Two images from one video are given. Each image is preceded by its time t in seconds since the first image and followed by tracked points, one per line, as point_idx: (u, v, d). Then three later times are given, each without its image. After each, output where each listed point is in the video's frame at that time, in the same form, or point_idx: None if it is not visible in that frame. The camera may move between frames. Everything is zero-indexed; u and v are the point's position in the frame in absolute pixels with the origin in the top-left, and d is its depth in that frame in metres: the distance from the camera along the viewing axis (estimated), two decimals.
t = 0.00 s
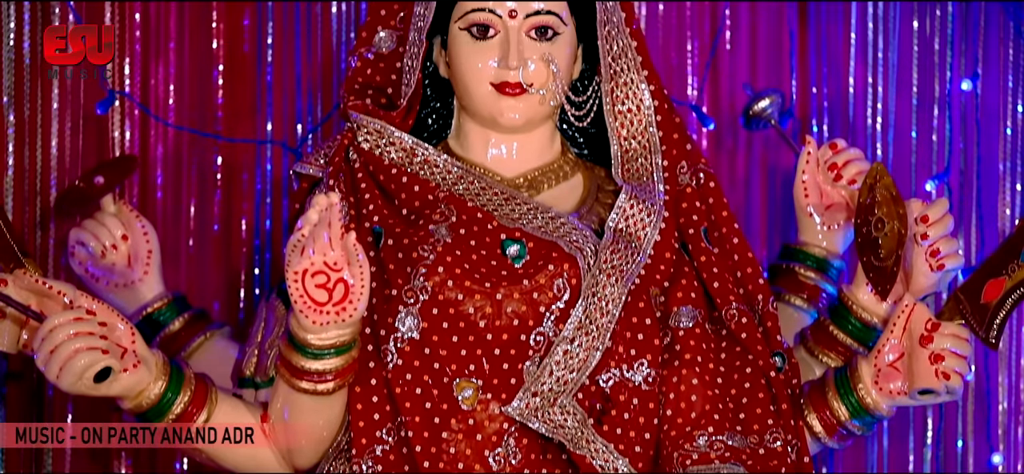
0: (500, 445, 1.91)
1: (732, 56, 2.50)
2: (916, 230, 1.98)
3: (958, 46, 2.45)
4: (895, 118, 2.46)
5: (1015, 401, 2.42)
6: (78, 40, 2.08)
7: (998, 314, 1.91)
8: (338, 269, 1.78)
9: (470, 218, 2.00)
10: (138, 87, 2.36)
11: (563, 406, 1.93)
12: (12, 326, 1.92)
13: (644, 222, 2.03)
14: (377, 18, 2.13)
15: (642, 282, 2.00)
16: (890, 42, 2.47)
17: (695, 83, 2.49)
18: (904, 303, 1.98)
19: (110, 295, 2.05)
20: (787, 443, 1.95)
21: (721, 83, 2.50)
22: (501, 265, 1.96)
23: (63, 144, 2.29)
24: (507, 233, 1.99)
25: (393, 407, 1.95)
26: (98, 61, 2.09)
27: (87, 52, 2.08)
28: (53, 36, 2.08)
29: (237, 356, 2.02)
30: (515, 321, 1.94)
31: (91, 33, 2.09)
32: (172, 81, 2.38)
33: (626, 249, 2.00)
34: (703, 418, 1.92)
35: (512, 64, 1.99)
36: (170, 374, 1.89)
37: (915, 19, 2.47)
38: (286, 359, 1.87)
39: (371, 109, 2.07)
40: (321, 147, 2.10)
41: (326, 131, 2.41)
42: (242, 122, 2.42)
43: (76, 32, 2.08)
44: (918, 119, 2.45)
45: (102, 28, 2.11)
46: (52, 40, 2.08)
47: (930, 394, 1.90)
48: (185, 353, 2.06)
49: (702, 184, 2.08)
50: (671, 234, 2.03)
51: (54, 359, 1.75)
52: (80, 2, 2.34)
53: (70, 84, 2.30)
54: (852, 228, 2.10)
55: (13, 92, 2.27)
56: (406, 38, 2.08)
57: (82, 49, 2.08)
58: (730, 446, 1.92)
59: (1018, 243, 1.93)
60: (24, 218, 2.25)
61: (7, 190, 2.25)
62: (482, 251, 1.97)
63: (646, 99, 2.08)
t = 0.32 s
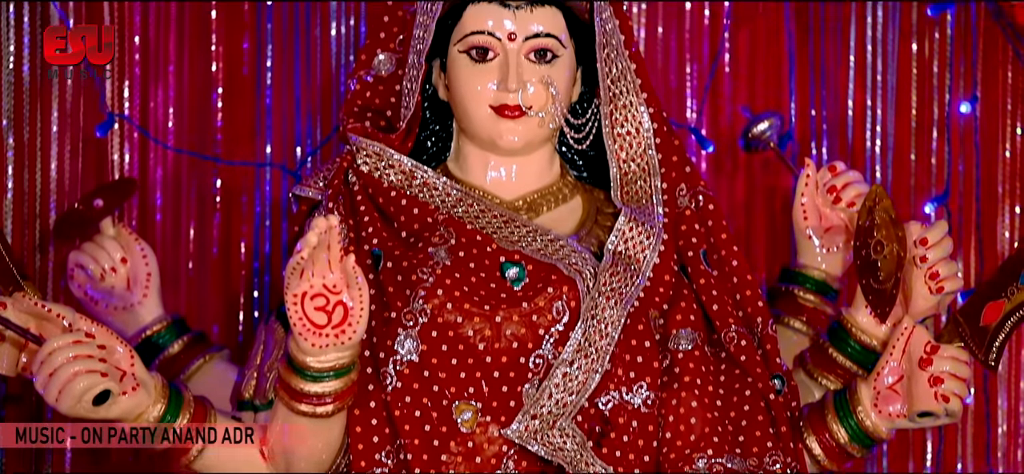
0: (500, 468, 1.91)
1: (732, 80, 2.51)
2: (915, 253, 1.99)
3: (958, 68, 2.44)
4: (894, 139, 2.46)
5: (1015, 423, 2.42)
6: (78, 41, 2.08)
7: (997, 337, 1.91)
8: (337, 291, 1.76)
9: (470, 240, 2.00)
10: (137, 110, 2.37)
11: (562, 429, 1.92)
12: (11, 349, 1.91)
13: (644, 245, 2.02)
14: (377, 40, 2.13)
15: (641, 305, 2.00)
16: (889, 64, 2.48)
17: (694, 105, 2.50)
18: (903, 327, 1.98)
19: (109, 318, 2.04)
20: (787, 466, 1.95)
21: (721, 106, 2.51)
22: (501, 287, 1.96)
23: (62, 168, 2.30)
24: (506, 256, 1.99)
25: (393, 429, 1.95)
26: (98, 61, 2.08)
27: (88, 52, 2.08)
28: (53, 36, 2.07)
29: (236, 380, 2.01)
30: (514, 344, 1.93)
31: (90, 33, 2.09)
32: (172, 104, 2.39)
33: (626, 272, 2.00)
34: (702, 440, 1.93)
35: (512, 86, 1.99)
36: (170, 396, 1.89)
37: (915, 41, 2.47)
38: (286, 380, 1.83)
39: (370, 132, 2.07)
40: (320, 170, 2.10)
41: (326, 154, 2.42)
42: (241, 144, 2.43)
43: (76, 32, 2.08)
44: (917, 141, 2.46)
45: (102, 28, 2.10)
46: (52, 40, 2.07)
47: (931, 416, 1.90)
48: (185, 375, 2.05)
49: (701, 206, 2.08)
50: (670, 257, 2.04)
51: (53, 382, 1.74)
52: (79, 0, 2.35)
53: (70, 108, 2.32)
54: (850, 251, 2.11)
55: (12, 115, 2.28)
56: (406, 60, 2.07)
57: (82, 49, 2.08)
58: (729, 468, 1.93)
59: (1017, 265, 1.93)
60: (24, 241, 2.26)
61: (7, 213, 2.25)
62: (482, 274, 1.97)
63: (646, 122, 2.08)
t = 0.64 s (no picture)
0: None
1: (731, 103, 2.52)
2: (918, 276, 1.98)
3: (958, 91, 2.44)
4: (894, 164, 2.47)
5: (1016, 447, 2.42)
6: (79, 40, 2.12)
7: (999, 361, 1.90)
8: (337, 316, 1.74)
9: (470, 264, 2.00)
10: (138, 134, 2.38)
11: (563, 454, 1.92)
12: (12, 374, 1.89)
13: (645, 268, 2.03)
14: (377, 65, 2.12)
15: (642, 329, 1.99)
16: (890, 88, 2.48)
17: (694, 129, 2.51)
18: (904, 350, 1.97)
19: (111, 342, 2.05)
20: None
21: (721, 129, 2.52)
22: (501, 311, 1.96)
23: (63, 192, 2.31)
24: (507, 279, 1.99)
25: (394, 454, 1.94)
26: (97, 61, 2.12)
27: (87, 52, 2.11)
28: (55, 36, 2.12)
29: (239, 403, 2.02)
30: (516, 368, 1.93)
31: (90, 33, 2.12)
32: (172, 128, 2.40)
33: (627, 296, 2.00)
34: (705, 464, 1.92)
35: (512, 110, 1.99)
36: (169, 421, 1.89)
37: (915, 65, 2.47)
38: (287, 403, 1.80)
39: (371, 155, 2.08)
40: (321, 193, 2.10)
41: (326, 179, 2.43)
42: (241, 170, 2.44)
43: (77, 32, 2.12)
44: (918, 167, 2.46)
45: (102, 29, 2.14)
46: (53, 40, 2.12)
47: (932, 440, 1.89)
48: (186, 400, 2.05)
49: (702, 230, 2.09)
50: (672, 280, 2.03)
51: (54, 408, 1.73)
52: (80, 1, 2.37)
53: (71, 133, 2.33)
54: (853, 274, 2.10)
55: (13, 140, 2.29)
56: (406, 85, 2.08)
57: (82, 48, 2.11)
58: None
59: (1019, 289, 1.92)
60: (25, 265, 2.27)
61: (8, 237, 2.27)
62: (482, 297, 1.97)
63: (646, 145, 2.07)
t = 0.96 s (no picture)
0: None
1: (732, 127, 2.53)
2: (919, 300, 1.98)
3: (959, 115, 2.45)
4: (896, 187, 2.48)
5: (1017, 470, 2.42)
6: (78, 40, 2.11)
7: (1000, 384, 1.90)
8: (338, 340, 1.74)
9: (472, 287, 1.99)
10: (139, 158, 2.38)
11: None
12: (13, 398, 1.86)
13: (646, 292, 2.02)
14: (378, 88, 2.12)
15: (643, 352, 1.99)
16: (890, 112, 2.48)
17: (695, 153, 2.53)
18: (905, 373, 1.96)
19: (112, 366, 2.05)
20: None
21: (722, 154, 2.54)
22: (502, 336, 1.95)
23: (64, 216, 2.32)
24: (509, 303, 1.99)
25: None
26: (98, 61, 2.12)
27: (87, 52, 2.11)
28: (54, 36, 2.11)
29: (240, 427, 2.02)
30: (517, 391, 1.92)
31: (90, 33, 2.12)
32: (173, 153, 2.41)
33: (628, 320, 1.99)
34: None
35: (513, 133, 2.00)
36: (171, 445, 1.88)
37: (916, 88, 2.47)
38: (289, 427, 1.79)
39: (372, 179, 2.08)
40: (321, 217, 2.10)
41: (326, 203, 2.45)
42: (242, 194, 2.45)
43: (76, 32, 2.11)
44: (919, 190, 2.47)
45: (102, 28, 2.13)
46: (53, 40, 2.11)
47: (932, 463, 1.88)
48: (186, 424, 2.06)
49: (702, 253, 2.09)
50: (672, 305, 2.03)
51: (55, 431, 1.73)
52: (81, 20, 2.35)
53: (71, 157, 2.34)
54: (853, 300, 2.13)
55: (14, 164, 2.30)
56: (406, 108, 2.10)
57: (82, 49, 2.11)
58: None
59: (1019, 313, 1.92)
60: (27, 289, 2.28)
61: (9, 262, 2.29)
62: (483, 321, 1.96)
63: (647, 169, 2.07)
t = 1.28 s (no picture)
0: None
1: (732, 149, 2.54)
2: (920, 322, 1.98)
3: (959, 138, 2.45)
4: (895, 210, 2.48)
5: None
6: (77, 41, 2.22)
7: (1000, 407, 1.90)
8: (337, 363, 1.73)
9: (471, 310, 2.00)
10: (139, 182, 2.39)
11: None
12: (12, 421, 1.86)
13: (646, 315, 2.02)
14: (378, 111, 2.12)
15: (643, 375, 1.99)
16: (891, 134, 2.49)
17: (695, 176, 2.53)
18: (905, 396, 1.97)
19: (111, 391, 2.04)
20: None
21: (722, 176, 2.54)
22: (501, 359, 1.95)
23: (64, 239, 2.33)
24: (508, 325, 1.99)
25: None
26: (98, 61, 2.25)
27: (87, 52, 2.23)
28: (54, 37, 2.22)
29: (239, 450, 2.01)
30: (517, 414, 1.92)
31: (90, 34, 2.23)
32: (173, 175, 2.41)
33: (628, 342, 1.99)
34: None
35: (513, 156, 2.01)
36: (171, 467, 1.86)
37: (916, 112, 2.48)
38: (290, 451, 1.78)
39: (372, 202, 2.08)
40: (321, 240, 2.11)
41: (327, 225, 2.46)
42: (242, 216, 2.46)
43: (77, 33, 2.22)
44: (919, 212, 2.48)
45: (102, 29, 2.25)
46: (53, 40, 2.22)
47: None
48: (185, 447, 2.05)
49: (702, 276, 2.09)
50: (671, 327, 2.03)
51: (54, 454, 1.73)
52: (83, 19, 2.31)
53: (71, 181, 2.34)
54: (853, 320, 2.12)
55: (14, 187, 2.30)
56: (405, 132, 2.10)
57: (82, 49, 2.22)
58: None
59: (1019, 336, 1.92)
60: (26, 312, 2.29)
61: (8, 285, 2.29)
62: (483, 344, 1.96)
63: (647, 192, 2.07)
